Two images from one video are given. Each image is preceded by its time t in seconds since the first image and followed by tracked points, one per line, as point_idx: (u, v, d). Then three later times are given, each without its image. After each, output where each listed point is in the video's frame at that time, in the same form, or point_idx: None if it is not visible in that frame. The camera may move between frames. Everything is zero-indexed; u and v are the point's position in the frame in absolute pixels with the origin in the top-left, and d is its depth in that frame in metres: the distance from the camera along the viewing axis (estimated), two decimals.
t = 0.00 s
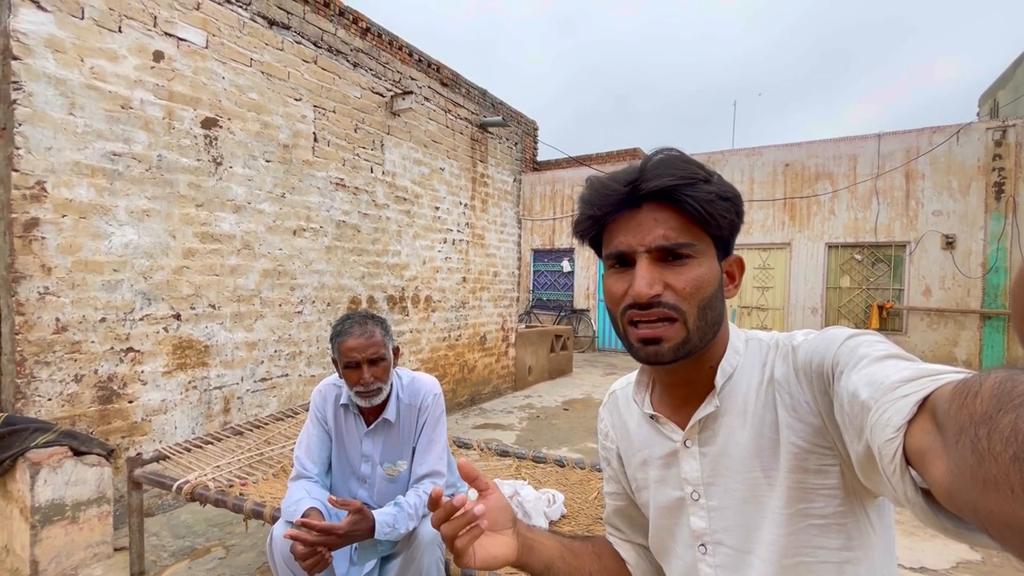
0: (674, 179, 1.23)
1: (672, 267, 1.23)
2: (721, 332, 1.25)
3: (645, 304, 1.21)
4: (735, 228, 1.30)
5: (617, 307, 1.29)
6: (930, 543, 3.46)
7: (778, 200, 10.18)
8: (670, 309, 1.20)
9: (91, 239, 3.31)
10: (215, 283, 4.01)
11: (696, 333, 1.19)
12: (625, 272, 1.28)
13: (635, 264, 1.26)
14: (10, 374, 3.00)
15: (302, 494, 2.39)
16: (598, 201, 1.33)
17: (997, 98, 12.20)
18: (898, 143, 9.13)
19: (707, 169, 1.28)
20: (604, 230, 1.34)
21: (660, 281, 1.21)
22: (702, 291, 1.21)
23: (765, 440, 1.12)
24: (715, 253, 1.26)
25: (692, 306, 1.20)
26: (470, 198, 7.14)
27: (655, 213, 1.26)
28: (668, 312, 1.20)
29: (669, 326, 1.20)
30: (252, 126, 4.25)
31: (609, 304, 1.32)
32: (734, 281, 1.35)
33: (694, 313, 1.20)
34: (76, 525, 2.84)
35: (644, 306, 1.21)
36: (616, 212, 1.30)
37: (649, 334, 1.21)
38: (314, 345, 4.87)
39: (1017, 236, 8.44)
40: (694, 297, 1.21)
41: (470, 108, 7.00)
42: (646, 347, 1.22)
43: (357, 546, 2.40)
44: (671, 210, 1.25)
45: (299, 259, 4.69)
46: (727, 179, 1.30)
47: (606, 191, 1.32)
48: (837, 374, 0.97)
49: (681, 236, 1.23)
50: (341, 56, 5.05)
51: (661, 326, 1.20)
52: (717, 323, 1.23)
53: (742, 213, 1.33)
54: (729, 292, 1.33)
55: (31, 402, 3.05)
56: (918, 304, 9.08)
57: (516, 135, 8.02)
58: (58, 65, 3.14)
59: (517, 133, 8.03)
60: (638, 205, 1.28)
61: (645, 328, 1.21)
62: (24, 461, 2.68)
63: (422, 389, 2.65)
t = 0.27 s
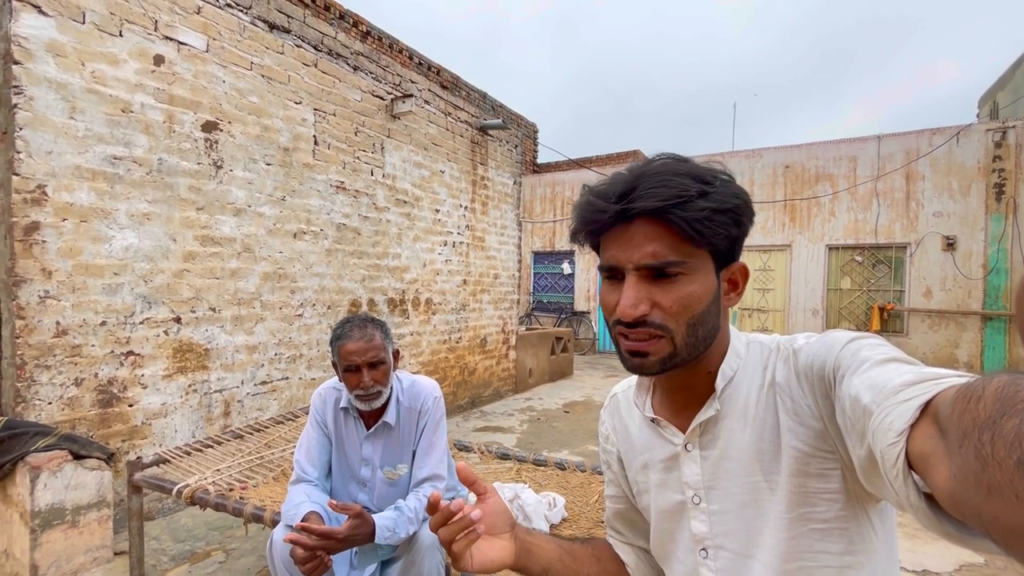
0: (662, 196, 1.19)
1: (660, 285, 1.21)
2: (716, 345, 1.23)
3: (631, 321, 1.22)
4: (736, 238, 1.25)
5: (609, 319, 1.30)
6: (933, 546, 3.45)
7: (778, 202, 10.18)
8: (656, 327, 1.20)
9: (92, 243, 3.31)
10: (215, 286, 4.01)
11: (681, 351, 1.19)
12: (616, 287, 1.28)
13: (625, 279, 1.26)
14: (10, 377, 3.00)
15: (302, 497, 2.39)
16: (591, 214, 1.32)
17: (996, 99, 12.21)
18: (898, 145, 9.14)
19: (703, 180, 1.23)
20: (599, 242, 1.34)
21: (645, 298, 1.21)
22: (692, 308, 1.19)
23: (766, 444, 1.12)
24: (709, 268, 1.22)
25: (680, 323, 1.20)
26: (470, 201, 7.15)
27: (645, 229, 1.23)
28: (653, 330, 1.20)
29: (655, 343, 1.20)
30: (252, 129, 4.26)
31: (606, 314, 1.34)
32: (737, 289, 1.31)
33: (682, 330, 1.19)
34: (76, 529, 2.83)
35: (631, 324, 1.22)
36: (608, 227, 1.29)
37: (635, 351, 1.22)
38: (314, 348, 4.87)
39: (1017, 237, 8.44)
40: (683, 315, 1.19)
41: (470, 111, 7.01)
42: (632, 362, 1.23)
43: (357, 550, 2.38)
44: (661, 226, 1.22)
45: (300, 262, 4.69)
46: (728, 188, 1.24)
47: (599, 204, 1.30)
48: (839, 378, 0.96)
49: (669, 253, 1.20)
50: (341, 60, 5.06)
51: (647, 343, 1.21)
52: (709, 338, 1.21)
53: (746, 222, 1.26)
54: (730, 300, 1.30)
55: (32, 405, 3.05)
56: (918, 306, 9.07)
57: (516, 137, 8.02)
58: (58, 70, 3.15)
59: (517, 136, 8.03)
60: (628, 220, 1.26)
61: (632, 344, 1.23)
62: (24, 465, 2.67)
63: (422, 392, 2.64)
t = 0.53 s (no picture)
0: (666, 192, 1.19)
1: (664, 282, 1.20)
2: (720, 343, 1.22)
3: (635, 318, 1.21)
4: (738, 237, 1.25)
5: (612, 316, 1.29)
6: (935, 549, 3.44)
7: (778, 204, 10.19)
8: (661, 323, 1.19)
9: (92, 246, 3.31)
10: (216, 289, 4.01)
11: (685, 348, 1.18)
12: (620, 284, 1.27)
13: (628, 276, 1.25)
14: (10, 381, 3.00)
15: (303, 502, 2.38)
16: (595, 212, 1.32)
17: (996, 102, 12.23)
18: (897, 147, 9.15)
19: (707, 178, 1.23)
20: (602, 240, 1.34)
21: (650, 294, 1.20)
22: (696, 305, 1.18)
23: (771, 449, 1.12)
24: (713, 265, 1.22)
25: (685, 320, 1.19)
26: (470, 203, 7.15)
27: (649, 226, 1.23)
28: (658, 326, 1.19)
29: (660, 339, 1.19)
30: (253, 133, 4.26)
31: (608, 313, 1.33)
32: (740, 290, 1.31)
33: (687, 327, 1.19)
34: (76, 533, 2.82)
35: (635, 320, 1.21)
36: (612, 224, 1.29)
37: (639, 347, 1.21)
38: (315, 351, 4.86)
39: (1018, 239, 8.44)
40: (687, 312, 1.19)
41: (470, 114, 7.02)
42: (636, 359, 1.22)
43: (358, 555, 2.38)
44: (665, 223, 1.22)
45: (300, 265, 4.69)
46: (731, 187, 1.25)
47: (602, 203, 1.30)
48: (845, 383, 0.96)
49: (674, 249, 1.20)
50: (342, 63, 5.07)
51: (651, 339, 1.20)
52: (714, 336, 1.20)
53: (749, 221, 1.27)
54: (734, 302, 1.30)
55: (31, 409, 3.04)
56: (919, 308, 9.06)
57: (516, 140, 8.03)
58: (60, 73, 3.15)
59: (517, 139, 8.04)
60: (632, 218, 1.25)
61: (636, 340, 1.22)
62: (24, 469, 2.67)
63: (423, 395, 2.64)
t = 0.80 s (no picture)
0: (692, 177, 1.24)
1: (687, 265, 1.22)
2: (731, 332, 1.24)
3: (660, 298, 1.19)
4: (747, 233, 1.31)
5: (627, 304, 1.27)
6: (936, 552, 3.43)
7: (778, 206, 10.19)
8: (685, 305, 1.19)
9: (92, 248, 3.31)
10: (216, 291, 4.01)
11: (708, 330, 1.18)
12: (639, 268, 1.26)
13: (649, 260, 1.25)
14: (9, 383, 2.99)
15: (304, 504, 2.37)
16: (613, 198, 1.32)
17: (995, 104, 12.25)
18: (897, 149, 9.16)
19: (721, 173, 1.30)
20: (617, 228, 1.33)
21: (675, 276, 1.20)
22: (716, 289, 1.20)
23: (773, 451, 1.12)
24: (727, 255, 1.27)
25: (706, 303, 1.19)
26: (470, 206, 7.16)
27: (671, 211, 1.26)
28: (682, 307, 1.19)
29: (683, 321, 1.18)
30: (253, 135, 4.27)
31: (620, 302, 1.30)
32: (742, 289, 1.34)
33: (709, 310, 1.19)
34: (75, 536, 2.81)
35: (659, 301, 1.20)
36: (630, 211, 1.30)
37: (664, 328, 1.19)
38: (315, 353, 4.86)
39: (1018, 241, 8.44)
40: (709, 294, 1.20)
41: (470, 117, 7.03)
42: (657, 342, 1.20)
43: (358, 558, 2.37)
44: (687, 208, 1.25)
45: (300, 267, 4.69)
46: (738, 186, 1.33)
47: (622, 189, 1.31)
48: (845, 385, 0.96)
49: (697, 233, 1.23)
50: (342, 66, 5.08)
51: (675, 321, 1.19)
52: (728, 323, 1.22)
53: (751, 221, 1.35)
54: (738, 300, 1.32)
55: (31, 411, 3.04)
56: (919, 310, 9.06)
57: (516, 143, 8.04)
58: (60, 76, 3.16)
59: (517, 141, 8.05)
60: (653, 203, 1.28)
61: (659, 322, 1.20)
62: (24, 471, 2.66)
63: (424, 398, 2.63)
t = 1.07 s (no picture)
0: (695, 182, 1.23)
1: (687, 270, 1.21)
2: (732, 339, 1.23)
3: (658, 302, 1.19)
4: (751, 240, 1.30)
5: (627, 306, 1.27)
6: (937, 556, 3.42)
7: (778, 208, 10.19)
8: (683, 309, 1.18)
9: (91, 251, 3.30)
10: (215, 294, 4.01)
11: (706, 335, 1.17)
12: (639, 271, 1.26)
13: (649, 264, 1.25)
14: (7, 386, 2.98)
15: (303, 508, 2.36)
16: (617, 201, 1.32)
17: (994, 106, 12.26)
18: (897, 151, 9.16)
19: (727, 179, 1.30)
20: (619, 231, 1.33)
21: (674, 280, 1.20)
22: (716, 294, 1.20)
23: (775, 457, 1.11)
24: (730, 261, 1.26)
25: (705, 308, 1.18)
26: (470, 208, 7.15)
27: (673, 215, 1.25)
28: (680, 311, 1.18)
29: (680, 326, 1.17)
30: (253, 137, 4.27)
31: (620, 305, 1.30)
32: (745, 295, 1.33)
33: (708, 315, 1.18)
34: (73, 539, 2.80)
35: (657, 304, 1.19)
36: (633, 213, 1.30)
37: (660, 332, 1.18)
38: (314, 355, 4.85)
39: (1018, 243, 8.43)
40: (709, 300, 1.19)
41: (470, 119, 7.03)
42: (654, 346, 1.19)
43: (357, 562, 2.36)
44: (689, 213, 1.24)
45: (300, 269, 4.68)
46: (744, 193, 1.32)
47: (625, 192, 1.31)
48: (849, 390, 0.95)
49: (698, 238, 1.22)
50: (342, 68, 5.08)
51: (672, 325, 1.18)
52: (729, 329, 1.21)
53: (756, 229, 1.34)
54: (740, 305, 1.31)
55: (29, 414, 3.03)
56: (919, 312, 9.05)
57: (516, 145, 8.03)
58: (60, 78, 3.15)
59: (517, 143, 8.04)
60: (656, 206, 1.27)
61: (656, 326, 1.19)
62: (22, 474, 2.65)
63: (424, 401, 2.62)
